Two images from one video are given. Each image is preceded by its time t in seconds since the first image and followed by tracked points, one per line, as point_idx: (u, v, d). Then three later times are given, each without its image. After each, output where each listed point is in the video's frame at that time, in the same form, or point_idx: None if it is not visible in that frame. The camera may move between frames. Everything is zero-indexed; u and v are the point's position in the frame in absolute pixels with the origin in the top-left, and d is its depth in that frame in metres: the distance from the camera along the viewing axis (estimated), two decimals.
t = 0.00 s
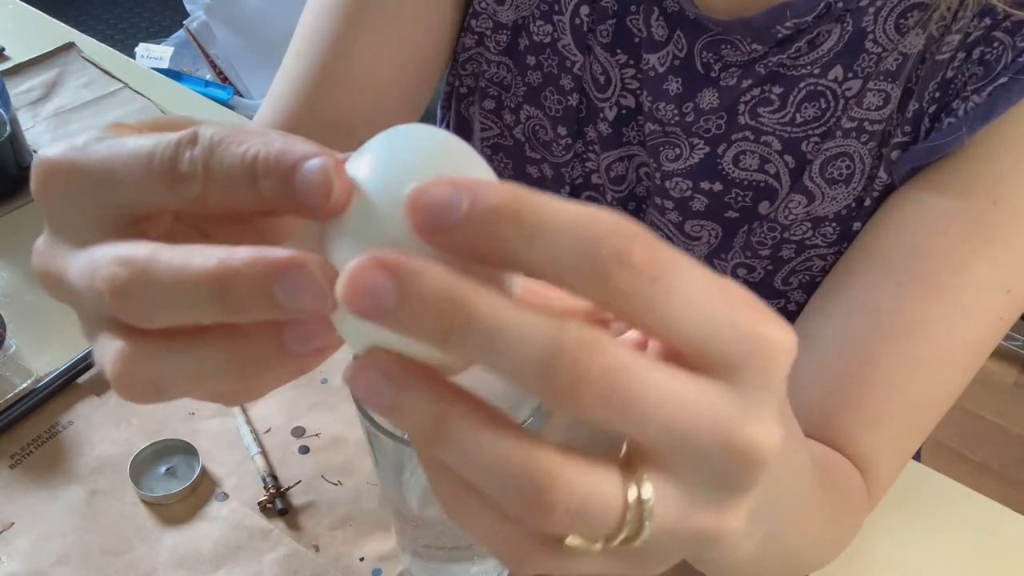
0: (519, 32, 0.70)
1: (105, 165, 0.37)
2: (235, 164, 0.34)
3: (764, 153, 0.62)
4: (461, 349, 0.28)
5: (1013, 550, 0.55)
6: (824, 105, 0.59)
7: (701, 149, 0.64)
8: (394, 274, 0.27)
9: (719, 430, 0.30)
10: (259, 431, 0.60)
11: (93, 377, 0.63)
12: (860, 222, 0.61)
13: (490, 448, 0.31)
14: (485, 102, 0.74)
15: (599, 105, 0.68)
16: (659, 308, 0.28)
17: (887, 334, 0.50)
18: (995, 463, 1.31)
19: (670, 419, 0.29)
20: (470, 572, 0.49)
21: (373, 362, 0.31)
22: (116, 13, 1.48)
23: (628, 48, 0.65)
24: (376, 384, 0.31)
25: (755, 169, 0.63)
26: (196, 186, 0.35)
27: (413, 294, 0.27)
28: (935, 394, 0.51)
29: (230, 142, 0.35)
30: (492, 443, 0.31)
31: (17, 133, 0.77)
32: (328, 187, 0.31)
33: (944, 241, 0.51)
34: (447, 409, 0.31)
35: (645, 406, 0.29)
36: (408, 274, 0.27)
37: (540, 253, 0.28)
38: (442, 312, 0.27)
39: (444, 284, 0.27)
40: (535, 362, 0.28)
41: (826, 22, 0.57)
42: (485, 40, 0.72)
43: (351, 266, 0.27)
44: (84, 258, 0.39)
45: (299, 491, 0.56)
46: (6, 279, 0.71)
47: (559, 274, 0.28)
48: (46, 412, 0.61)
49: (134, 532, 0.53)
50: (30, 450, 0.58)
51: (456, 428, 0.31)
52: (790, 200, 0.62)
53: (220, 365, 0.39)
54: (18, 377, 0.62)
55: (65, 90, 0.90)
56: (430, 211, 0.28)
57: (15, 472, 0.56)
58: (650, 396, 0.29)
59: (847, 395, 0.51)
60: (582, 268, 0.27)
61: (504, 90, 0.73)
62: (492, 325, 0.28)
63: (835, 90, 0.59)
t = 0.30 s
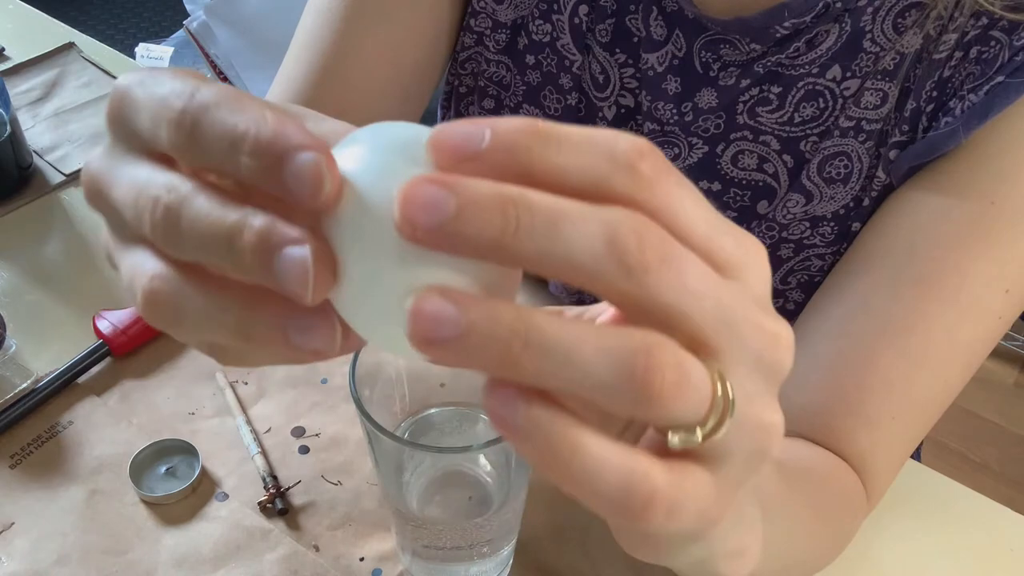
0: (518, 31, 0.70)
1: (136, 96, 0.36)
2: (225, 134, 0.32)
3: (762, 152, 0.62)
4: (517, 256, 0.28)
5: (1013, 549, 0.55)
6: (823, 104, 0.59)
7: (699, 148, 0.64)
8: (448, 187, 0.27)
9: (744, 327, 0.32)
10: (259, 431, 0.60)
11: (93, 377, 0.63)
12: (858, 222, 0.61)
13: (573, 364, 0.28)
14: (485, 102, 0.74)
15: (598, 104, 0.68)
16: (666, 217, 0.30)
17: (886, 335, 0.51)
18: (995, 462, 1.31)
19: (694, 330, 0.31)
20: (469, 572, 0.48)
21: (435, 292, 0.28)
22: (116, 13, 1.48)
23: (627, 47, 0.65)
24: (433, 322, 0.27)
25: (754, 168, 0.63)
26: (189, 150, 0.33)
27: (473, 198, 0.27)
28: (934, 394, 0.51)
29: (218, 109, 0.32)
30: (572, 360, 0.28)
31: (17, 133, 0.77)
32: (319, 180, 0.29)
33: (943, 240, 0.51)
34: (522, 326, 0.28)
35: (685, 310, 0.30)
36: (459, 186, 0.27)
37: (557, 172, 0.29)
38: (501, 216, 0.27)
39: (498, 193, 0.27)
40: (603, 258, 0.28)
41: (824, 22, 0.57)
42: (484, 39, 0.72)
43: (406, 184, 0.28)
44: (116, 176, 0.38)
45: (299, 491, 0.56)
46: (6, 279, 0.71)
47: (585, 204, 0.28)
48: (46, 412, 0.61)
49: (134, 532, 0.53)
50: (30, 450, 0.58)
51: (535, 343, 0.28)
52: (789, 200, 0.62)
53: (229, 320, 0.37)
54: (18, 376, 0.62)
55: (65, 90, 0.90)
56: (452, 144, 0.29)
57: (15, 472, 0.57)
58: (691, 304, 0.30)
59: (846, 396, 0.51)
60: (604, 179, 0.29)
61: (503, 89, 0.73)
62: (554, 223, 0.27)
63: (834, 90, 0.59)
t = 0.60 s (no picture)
0: (515, 31, 0.70)
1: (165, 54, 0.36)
2: (226, 78, 0.31)
3: (762, 154, 0.62)
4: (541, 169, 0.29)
5: (1013, 549, 0.55)
6: (823, 105, 0.59)
7: (699, 150, 0.64)
8: (479, 98, 0.28)
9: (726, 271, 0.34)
10: (259, 431, 0.60)
11: (93, 377, 0.63)
12: (859, 223, 0.61)
13: (609, 258, 0.28)
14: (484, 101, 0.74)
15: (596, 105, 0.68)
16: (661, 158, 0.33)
17: (886, 335, 0.51)
18: (995, 463, 1.31)
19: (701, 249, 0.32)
20: (469, 572, 0.48)
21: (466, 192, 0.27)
22: (116, 13, 1.48)
23: (625, 48, 0.65)
24: (469, 219, 0.27)
25: (753, 169, 0.63)
26: (192, 98, 0.33)
27: (502, 108, 0.28)
28: (935, 394, 0.51)
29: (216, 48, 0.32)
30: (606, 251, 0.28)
31: (17, 133, 0.77)
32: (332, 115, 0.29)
33: (943, 241, 0.51)
34: (557, 218, 0.28)
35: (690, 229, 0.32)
36: (491, 101, 0.28)
37: (574, 107, 0.32)
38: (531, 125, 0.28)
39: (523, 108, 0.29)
40: (626, 170, 0.30)
41: (824, 23, 0.57)
42: (482, 38, 0.72)
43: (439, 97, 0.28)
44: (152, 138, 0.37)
45: (299, 491, 0.56)
46: (6, 280, 0.71)
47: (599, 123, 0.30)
48: (45, 412, 0.61)
49: (134, 532, 0.53)
50: (30, 450, 0.58)
51: (570, 238, 0.28)
52: (789, 201, 0.62)
53: (243, 271, 0.34)
54: (18, 377, 0.62)
55: (65, 89, 0.90)
56: (476, 81, 0.31)
57: (15, 472, 0.57)
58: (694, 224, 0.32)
59: (846, 395, 0.51)
60: (614, 114, 0.32)
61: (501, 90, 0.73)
62: (579, 136, 0.29)
63: (834, 91, 0.59)
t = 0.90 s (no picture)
0: (508, 31, 0.70)
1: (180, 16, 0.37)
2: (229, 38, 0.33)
3: (757, 153, 0.62)
4: (508, 122, 0.29)
5: (1012, 549, 0.55)
6: (818, 105, 0.59)
7: (694, 150, 0.64)
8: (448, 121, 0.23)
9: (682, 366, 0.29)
10: (259, 431, 0.60)
11: (93, 377, 0.63)
12: (857, 222, 0.61)
13: (469, 274, 0.25)
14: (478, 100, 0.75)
15: (589, 106, 0.68)
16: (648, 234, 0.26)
17: (885, 335, 0.51)
18: (995, 463, 1.31)
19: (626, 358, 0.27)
20: (469, 573, 0.48)
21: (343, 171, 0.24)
22: (116, 13, 1.48)
23: (618, 48, 0.65)
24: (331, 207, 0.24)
25: (749, 169, 0.63)
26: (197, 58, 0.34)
27: (476, 130, 0.23)
28: (933, 393, 0.52)
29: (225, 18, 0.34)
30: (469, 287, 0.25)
31: (18, 133, 0.77)
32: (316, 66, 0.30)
33: (939, 239, 0.51)
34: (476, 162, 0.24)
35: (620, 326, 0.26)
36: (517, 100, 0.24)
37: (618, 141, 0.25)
38: (488, 155, 0.23)
39: (499, 132, 0.24)
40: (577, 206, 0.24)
41: (818, 22, 0.57)
42: (476, 39, 0.72)
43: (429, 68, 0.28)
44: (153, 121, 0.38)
45: (299, 491, 0.56)
46: (6, 280, 0.71)
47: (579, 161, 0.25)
48: (45, 412, 0.61)
49: (134, 532, 0.53)
50: (30, 450, 0.58)
51: (434, 266, 0.24)
52: (787, 201, 0.62)
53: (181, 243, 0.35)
54: (18, 377, 0.62)
55: (65, 89, 0.90)
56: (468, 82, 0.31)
57: (15, 472, 0.57)
58: (617, 326, 0.26)
59: (846, 394, 0.51)
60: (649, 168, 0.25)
61: (496, 90, 0.73)
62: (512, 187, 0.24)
63: (829, 90, 0.59)
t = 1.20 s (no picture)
0: (506, 35, 0.70)
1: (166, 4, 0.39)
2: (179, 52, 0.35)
3: (754, 155, 0.62)
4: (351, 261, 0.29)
5: (1013, 548, 0.55)
6: (814, 106, 0.59)
7: (691, 152, 0.64)
8: (260, 283, 0.26)
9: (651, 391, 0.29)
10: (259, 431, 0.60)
11: (93, 377, 0.63)
12: (854, 222, 0.60)
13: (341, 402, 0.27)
14: (477, 105, 0.75)
15: (587, 109, 0.68)
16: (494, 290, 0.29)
17: (887, 334, 0.50)
18: (995, 463, 1.31)
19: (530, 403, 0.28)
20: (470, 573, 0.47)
21: (199, 365, 0.27)
22: (116, 12, 1.48)
23: (616, 51, 0.65)
24: (202, 400, 0.27)
25: (746, 171, 0.63)
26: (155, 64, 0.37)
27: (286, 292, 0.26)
28: (933, 393, 0.51)
29: (217, 56, 0.34)
30: (339, 390, 0.27)
31: (18, 133, 0.77)
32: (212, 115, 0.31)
33: (936, 239, 0.51)
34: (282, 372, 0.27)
35: (506, 377, 0.28)
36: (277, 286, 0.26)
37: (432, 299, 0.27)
38: (305, 293, 0.26)
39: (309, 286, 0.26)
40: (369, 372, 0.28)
41: (813, 23, 0.57)
42: (474, 43, 0.72)
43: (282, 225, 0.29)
44: (112, 81, 0.39)
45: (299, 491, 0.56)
46: (6, 280, 0.71)
47: (394, 269, 0.27)
48: (45, 412, 0.61)
49: (134, 532, 0.53)
50: (30, 450, 0.58)
51: (301, 391, 0.27)
52: (783, 202, 0.62)
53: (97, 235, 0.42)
54: (18, 376, 0.62)
55: (65, 89, 0.90)
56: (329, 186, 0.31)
57: (15, 472, 0.57)
58: (505, 399, 0.28)
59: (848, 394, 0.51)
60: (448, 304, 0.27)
61: (494, 93, 0.73)
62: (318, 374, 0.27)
63: (825, 91, 0.59)
